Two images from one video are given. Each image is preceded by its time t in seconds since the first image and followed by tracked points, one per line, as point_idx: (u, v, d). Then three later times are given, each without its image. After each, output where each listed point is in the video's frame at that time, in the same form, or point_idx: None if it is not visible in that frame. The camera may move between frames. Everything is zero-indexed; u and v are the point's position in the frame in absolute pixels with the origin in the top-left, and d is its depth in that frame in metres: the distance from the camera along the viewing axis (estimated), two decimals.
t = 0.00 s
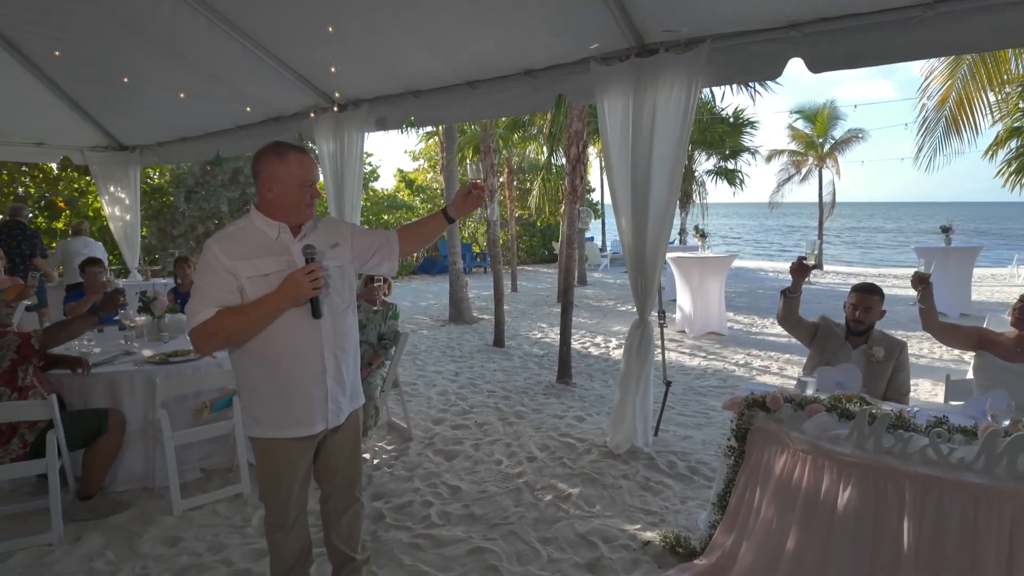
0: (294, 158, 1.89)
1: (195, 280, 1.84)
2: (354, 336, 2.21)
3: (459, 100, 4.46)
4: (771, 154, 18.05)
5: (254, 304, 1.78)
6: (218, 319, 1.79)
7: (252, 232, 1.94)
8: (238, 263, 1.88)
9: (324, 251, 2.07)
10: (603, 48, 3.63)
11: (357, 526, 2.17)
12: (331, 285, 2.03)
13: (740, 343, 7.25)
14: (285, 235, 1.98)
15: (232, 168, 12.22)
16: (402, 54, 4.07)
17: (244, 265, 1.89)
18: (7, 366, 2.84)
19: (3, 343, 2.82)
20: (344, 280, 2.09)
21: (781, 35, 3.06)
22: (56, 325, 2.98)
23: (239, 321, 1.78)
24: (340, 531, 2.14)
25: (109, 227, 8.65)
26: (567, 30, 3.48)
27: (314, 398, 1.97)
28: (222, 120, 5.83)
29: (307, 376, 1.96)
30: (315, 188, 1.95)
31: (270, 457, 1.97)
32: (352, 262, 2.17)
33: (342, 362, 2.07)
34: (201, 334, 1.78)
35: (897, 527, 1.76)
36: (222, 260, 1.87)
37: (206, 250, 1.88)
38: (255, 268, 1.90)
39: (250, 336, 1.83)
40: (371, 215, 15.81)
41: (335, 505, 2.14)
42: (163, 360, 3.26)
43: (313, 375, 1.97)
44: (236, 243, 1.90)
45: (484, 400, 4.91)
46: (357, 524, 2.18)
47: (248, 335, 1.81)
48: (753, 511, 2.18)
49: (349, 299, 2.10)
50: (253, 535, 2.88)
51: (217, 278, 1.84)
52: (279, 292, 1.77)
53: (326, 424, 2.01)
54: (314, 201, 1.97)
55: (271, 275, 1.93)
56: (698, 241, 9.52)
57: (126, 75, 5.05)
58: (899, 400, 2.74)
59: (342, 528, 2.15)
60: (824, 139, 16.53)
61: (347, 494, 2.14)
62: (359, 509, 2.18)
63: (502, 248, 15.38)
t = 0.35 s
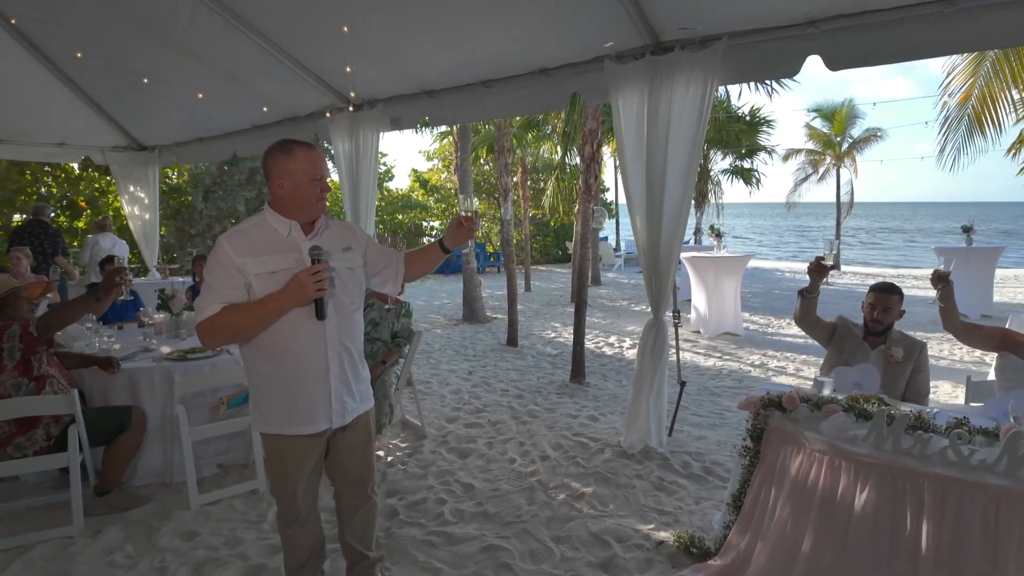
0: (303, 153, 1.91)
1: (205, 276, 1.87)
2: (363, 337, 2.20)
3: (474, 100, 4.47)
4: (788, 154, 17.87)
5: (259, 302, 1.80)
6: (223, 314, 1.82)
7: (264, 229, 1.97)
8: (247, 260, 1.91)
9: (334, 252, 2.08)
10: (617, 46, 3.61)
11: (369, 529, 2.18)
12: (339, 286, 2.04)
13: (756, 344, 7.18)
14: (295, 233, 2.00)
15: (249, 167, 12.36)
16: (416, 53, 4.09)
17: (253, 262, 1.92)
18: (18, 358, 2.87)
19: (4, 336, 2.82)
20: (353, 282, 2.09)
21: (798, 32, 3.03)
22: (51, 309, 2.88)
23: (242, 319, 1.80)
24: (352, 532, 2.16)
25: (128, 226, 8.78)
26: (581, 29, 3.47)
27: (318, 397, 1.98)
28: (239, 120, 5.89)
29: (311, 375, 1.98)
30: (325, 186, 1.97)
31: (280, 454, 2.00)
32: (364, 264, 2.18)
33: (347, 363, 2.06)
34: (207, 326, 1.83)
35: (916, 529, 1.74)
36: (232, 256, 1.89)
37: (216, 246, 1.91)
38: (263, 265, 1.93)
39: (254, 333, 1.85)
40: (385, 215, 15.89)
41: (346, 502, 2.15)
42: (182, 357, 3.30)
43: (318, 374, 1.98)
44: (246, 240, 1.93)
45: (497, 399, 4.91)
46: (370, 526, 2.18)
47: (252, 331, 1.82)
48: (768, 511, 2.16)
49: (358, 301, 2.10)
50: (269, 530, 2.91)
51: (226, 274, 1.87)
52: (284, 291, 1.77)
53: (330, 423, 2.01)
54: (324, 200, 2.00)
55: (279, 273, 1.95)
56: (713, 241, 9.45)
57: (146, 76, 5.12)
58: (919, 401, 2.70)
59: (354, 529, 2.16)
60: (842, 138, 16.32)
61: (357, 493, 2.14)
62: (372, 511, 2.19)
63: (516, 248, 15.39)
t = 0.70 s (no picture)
0: (321, 157, 1.91)
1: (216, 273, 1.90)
2: (370, 342, 2.19)
3: (487, 100, 4.47)
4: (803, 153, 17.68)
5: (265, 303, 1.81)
6: (229, 312, 1.83)
7: (279, 230, 1.99)
8: (258, 260, 1.93)
9: (346, 257, 2.09)
10: (632, 45, 3.59)
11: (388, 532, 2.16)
12: (346, 292, 2.05)
13: (771, 346, 7.11)
14: (308, 236, 2.02)
15: (264, 167, 12.47)
16: (430, 53, 4.10)
17: (265, 263, 1.94)
18: (37, 352, 2.91)
19: (21, 332, 2.88)
20: (360, 289, 2.10)
21: (815, 31, 3.00)
22: (64, 300, 2.91)
23: (245, 319, 1.81)
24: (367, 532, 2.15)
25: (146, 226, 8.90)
26: (595, 28, 3.45)
27: (319, 399, 1.98)
28: (255, 121, 5.94)
29: (312, 377, 1.98)
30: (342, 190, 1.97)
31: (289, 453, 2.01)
32: (375, 271, 2.19)
33: (349, 368, 2.05)
34: (212, 324, 1.84)
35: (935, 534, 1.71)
36: (244, 256, 1.91)
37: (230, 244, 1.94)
38: (275, 267, 1.94)
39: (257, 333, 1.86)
40: (398, 215, 15.95)
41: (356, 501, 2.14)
42: (198, 356, 3.34)
43: (320, 376, 1.99)
44: (259, 239, 1.95)
45: (510, 399, 4.91)
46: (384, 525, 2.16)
47: (257, 331, 1.84)
48: (783, 515, 2.14)
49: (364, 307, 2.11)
50: (283, 528, 2.94)
51: (236, 273, 1.89)
52: (290, 294, 1.78)
53: (328, 425, 2.00)
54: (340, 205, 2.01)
55: (288, 274, 1.96)
56: (727, 241, 9.37)
57: (163, 78, 5.18)
58: (938, 404, 2.65)
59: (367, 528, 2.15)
60: (859, 137, 16.12)
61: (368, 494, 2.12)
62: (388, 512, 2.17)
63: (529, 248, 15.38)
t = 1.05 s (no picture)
0: (347, 158, 1.91)
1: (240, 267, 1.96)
2: (384, 343, 2.17)
3: (497, 100, 4.48)
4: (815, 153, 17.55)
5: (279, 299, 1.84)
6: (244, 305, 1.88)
7: (302, 228, 2.02)
8: (278, 257, 1.97)
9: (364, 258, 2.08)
10: (642, 45, 3.58)
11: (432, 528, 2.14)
12: (361, 292, 2.05)
13: (782, 346, 7.06)
14: (329, 236, 2.05)
15: (275, 168, 12.55)
16: (441, 54, 4.11)
17: (285, 260, 1.97)
18: (53, 351, 2.96)
19: (37, 330, 2.92)
20: (377, 290, 2.09)
21: (827, 30, 2.98)
22: (79, 300, 2.96)
23: (259, 314, 1.85)
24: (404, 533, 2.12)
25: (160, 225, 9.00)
26: (606, 27, 3.45)
27: (325, 396, 1.99)
28: (267, 122, 5.99)
29: (320, 374, 2.00)
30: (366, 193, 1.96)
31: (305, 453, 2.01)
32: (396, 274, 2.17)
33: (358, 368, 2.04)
34: (231, 316, 1.88)
35: (948, 536, 1.69)
36: (266, 252, 1.96)
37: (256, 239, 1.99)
38: (293, 264, 1.97)
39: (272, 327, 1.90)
40: (408, 215, 16.01)
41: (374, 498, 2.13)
42: (211, 354, 3.37)
43: (329, 374, 2.00)
44: (282, 237, 1.99)
45: (519, 399, 4.92)
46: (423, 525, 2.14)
47: (271, 327, 1.87)
48: (794, 516, 2.13)
49: (378, 309, 2.09)
50: (294, 525, 2.96)
51: (256, 267, 1.94)
52: (303, 294, 1.81)
53: (334, 423, 2.00)
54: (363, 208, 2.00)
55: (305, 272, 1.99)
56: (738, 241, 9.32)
57: (177, 79, 5.24)
58: (952, 406, 2.62)
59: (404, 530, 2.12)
60: (872, 137, 15.99)
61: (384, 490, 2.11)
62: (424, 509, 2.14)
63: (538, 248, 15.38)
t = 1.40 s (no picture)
0: (364, 159, 1.90)
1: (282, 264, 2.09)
2: (417, 342, 2.14)
3: (500, 100, 4.49)
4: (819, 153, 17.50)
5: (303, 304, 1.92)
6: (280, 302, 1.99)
7: (335, 226, 2.08)
8: (311, 254, 2.04)
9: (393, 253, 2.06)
10: (645, 45, 3.58)
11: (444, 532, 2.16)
12: (386, 289, 2.05)
13: (786, 347, 7.05)
14: (360, 233, 2.08)
15: (280, 168, 12.56)
16: (444, 54, 4.12)
17: (318, 257, 2.04)
18: (59, 351, 2.97)
19: (44, 330, 2.94)
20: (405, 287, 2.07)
21: (830, 29, 2.98)
22: (86, 301, 2.97)
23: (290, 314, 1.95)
24: (414, 534, 2.14)
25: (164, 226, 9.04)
26: (608, 27, 3.45)
27: (347, 391, 2.02)
28: (271, 122, 6.02)
29: (345, 369, 2.04)
30: (390, 191, 1.95)
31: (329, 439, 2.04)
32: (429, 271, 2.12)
33: (383, 366, 2.04)
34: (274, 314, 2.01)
35: (950, 535, 1.69)
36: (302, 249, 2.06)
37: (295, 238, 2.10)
38: (324, 261, 2.04)
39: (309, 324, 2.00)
40: (412, 215, 16.04)
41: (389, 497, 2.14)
42: (215, 353, 3.38)
43: (353, 369, 2.03)
44: (317, 235, 2.06)
45: (522, 398, 4.92)
46: (434, 528, 2.16)
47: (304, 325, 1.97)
48: (796, 515, 2.12)
49: (405, 306, 2.07)
50: (297, 523, 2.97)
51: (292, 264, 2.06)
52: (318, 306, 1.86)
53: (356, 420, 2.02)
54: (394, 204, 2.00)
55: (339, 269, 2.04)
56: (742, 241, 9.30)
57: (182, 79, 5.27)
58: (955, 405, 2.61)
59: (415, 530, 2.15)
60: (877, 136, 15.95)
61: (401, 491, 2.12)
62: (437, 513, 2.16)
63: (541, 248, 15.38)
